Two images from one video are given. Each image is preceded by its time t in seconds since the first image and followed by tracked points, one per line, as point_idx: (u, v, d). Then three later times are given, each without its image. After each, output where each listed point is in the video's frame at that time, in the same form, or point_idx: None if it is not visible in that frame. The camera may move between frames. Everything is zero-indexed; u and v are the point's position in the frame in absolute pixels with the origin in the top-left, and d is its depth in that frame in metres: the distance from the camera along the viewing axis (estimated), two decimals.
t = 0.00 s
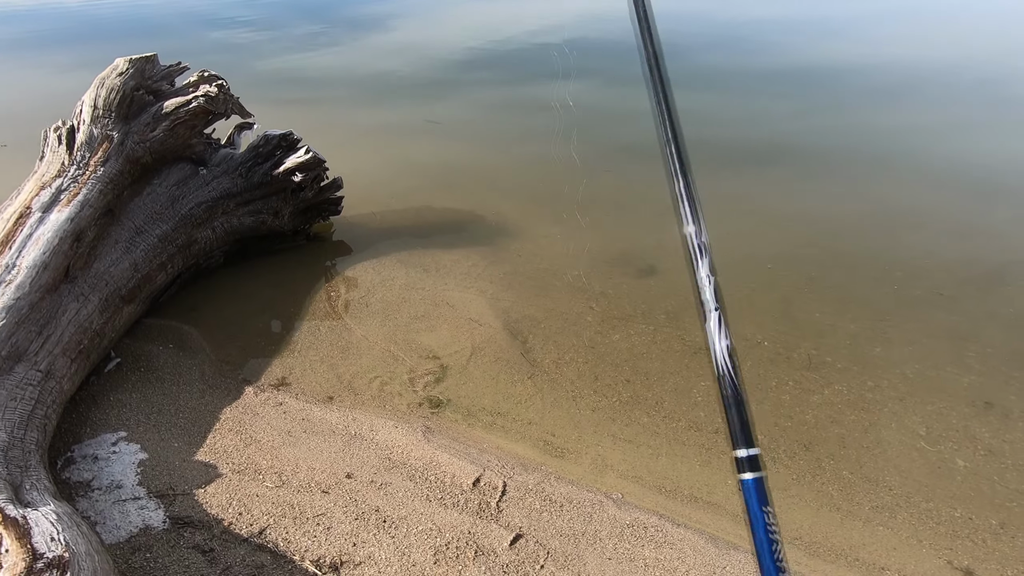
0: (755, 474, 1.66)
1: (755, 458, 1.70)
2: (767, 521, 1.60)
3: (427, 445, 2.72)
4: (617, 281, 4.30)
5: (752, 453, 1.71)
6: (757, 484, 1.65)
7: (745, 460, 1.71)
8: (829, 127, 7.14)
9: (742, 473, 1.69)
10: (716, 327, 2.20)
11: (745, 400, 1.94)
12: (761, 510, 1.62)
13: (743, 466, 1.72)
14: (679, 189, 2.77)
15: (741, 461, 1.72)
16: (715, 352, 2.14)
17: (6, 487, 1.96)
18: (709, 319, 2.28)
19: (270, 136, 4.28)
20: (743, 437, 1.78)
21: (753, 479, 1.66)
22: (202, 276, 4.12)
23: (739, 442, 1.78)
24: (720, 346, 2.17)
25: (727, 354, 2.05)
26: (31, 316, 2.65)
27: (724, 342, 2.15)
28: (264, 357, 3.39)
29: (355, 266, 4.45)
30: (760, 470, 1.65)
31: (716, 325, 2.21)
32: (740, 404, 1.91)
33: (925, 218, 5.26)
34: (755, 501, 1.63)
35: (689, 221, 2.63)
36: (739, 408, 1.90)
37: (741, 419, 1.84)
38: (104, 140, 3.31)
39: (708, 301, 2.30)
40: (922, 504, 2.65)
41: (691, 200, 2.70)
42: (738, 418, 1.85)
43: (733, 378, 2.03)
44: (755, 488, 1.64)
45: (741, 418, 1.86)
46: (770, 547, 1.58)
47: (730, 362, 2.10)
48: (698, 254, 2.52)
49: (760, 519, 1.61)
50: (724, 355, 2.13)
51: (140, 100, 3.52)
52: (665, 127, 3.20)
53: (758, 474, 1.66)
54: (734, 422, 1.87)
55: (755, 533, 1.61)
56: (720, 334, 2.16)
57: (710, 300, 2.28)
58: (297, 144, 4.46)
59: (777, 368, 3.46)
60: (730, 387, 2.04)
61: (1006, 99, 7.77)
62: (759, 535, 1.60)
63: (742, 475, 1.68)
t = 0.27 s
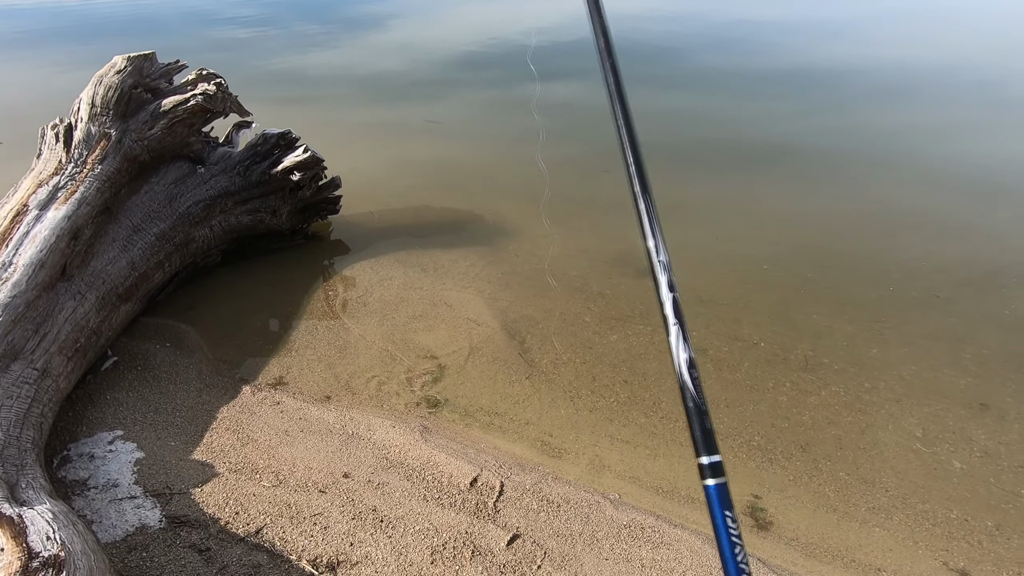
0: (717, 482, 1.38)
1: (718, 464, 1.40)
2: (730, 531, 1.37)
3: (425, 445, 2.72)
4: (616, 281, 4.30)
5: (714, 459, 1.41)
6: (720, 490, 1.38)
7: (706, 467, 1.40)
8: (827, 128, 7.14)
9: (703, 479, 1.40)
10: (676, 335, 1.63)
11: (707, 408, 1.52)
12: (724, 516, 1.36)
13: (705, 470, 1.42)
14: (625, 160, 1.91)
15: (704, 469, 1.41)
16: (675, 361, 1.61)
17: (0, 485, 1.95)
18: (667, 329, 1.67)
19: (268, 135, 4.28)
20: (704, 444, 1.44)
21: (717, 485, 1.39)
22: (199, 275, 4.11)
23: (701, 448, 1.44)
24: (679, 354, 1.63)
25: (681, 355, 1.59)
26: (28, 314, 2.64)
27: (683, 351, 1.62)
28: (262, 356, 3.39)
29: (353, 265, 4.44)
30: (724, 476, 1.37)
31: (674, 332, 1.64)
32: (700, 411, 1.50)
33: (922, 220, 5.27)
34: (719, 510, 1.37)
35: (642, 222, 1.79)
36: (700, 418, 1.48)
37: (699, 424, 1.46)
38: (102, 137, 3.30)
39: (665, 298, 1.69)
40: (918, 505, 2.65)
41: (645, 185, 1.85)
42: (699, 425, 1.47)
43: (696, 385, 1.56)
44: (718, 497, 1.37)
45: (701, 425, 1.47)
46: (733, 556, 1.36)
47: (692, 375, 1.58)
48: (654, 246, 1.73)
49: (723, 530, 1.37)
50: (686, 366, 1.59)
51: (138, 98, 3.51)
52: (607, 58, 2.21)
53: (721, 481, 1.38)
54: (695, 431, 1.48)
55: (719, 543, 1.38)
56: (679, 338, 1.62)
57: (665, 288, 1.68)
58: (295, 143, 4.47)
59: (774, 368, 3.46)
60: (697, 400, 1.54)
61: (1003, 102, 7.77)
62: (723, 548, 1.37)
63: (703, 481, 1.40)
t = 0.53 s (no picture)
0: (717, 483, 1.41)
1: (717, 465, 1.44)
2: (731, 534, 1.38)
3: (425, 444, 2.71)
4: (617, 281, 4.30)
5: (714, 460, 1.46)
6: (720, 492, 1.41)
7: (706, 469, 1.45)
8: (829, 129, 7.14)
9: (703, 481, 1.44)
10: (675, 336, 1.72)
11: (707, 408, 1.61)
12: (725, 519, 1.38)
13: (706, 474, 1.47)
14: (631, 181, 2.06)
15: (704, 471, 1.45)
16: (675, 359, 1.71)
17: None
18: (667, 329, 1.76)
19: (270, 133, 4.28)
20: (706, 446, 1.49)
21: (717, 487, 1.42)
22: (200, 273, 4.11)
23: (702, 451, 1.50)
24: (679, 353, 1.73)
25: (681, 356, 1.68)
26: (28, 311, 2.64)
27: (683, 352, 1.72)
28: (262, 354, 3.38)
29: (354, 264, 4.44)
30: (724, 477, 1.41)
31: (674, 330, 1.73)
32: (699, 410, 1.59)
33: (923, 222, 5.26)
34: (718, 512, 1.39)
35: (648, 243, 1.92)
36: (699, 418, 1.57)
37: (698, 425, 1.54)
38: (103, 134, 3.30)
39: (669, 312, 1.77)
40: (919, 508, 2.65)
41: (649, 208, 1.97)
42: (698, 425, 1.54)
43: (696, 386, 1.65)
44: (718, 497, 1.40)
45: (701, 425, 1.54)
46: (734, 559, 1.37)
47: (693, 377, 1.68)
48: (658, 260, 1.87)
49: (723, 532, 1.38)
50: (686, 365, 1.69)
51: (139, 95, 3.51)
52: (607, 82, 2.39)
53: (721, 483, 1.42)
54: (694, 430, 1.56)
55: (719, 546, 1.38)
56: (679, 339, 1.72)
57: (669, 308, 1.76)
58: (297, 141, 4.46)
59: (775, 370, 3.46)
60: (695, 401, 1.63)
61: (1005, 104, 7.77)
62: (723, 551, 1.38)
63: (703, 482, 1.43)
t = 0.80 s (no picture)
0: (759, 470, 1.79)
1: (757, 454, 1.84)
2: (771, 519, 1.71)
3: (424, 442, 2.71)
4: (617, 281, 4.29)
5: (755, 449, 1.87)
6: (761, 480, 1.78)
7: (749, 454, 1.86)
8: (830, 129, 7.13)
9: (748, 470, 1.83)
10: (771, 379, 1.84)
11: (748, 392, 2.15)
12: (766, 508, 1.73)
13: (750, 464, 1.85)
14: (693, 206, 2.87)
15: (745, 456, 1.86)
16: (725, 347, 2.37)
17: None
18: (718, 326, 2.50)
19: (270, 129, 4.26)
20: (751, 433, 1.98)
21: (758, 476, 1.79)
22: (199, 269, 4.10)
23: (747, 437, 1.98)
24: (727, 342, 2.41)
25: (734, 346, 2.26)
26: (28, 306, 2.63)
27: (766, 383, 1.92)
28: (261, 351, 3.38)
29: (354, 261, 4.43)
30: (764, 466, 1.79)
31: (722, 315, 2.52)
32: (746, 397, 2.13)
33: (924, 222, 5.26)
34: (760, 498, 1.76)
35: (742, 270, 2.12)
36: (746, 403, 2.12)
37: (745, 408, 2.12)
38: (103, 130, 3.28)
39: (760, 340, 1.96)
40: (919, 510, 2.64)
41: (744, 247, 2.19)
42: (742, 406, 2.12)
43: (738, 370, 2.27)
44: (759, 483, 1.77)
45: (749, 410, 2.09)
46: (773, 541, 1.69)
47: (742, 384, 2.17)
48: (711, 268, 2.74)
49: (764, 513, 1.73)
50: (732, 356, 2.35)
51: (139, 90, 3.50)
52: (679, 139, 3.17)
53: (761, 471, 1.79)
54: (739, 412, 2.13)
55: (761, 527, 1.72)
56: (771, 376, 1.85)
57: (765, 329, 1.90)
58: (297, 138, 4.45)
59: (776, 371, 3.45)
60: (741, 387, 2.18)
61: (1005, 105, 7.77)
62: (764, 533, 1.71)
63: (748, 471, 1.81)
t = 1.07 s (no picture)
0: (777, 464, 1.38)
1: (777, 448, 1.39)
2: (788, 515, 1.37)
3: (424, 440, 2.70)
4: (619, 280, 4.28)
5: (775, 441, 1.39)
6: (778, 474, 1.38)
7: (765, 450, 1.39)
8: (833, 130, 7.12)
9: (761, 463, 1.40)
10: (741, 308, 1.54)
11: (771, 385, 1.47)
12: (784, 502, 1.36)
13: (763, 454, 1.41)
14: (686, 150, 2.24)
15: (763, 452, 1.39)
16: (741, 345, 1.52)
17: None
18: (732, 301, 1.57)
19: (273, 124, 4.26)
20: (766, 424, 1.40)
21: (775, 469, 1.39)
22: (200, 264, 4.09)
23: (760, 431, 1.41)
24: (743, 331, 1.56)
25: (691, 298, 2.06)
26: (28, 299, 2.62)
27: (748, 326, 1.54)
28: (262, 347, 3.37)
29: (355, 257, 4.42)
30: (784, 460, 1.37)
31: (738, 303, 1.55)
32: (764, 389, 1.45)
33: (926, 224, 5.25)
34: (777, 493, 1.37)
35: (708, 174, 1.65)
36: (762, 396, 1.44)
37: (761, 403, 1.43)
38: (105, 123, 3.27)
39: (731, 268, 1.59)
40: (919, 512, 2.64)
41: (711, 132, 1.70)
42: (760, 403, 1.43)
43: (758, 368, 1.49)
44: (777, 480, 1.37)
45: (763, 403, 1.43)
46: (790, 540, 1.36)
47: (756, 351, 1.50)
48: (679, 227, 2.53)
49: (780, 511, 1.37)
50: (750, 342, 1.52)
51: (142, 84, 3.48)
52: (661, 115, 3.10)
53: (781, 465, 1.38)
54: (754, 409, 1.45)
55: (774, 526, 1.37)
56: (745, 311, 1.54)
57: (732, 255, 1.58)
58: (299, 133, 4.44)
59: (777, 372, 3.44)
60: (759, 375, 1.49)
61: (1008, 107, 7.75)
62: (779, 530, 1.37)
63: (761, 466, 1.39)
